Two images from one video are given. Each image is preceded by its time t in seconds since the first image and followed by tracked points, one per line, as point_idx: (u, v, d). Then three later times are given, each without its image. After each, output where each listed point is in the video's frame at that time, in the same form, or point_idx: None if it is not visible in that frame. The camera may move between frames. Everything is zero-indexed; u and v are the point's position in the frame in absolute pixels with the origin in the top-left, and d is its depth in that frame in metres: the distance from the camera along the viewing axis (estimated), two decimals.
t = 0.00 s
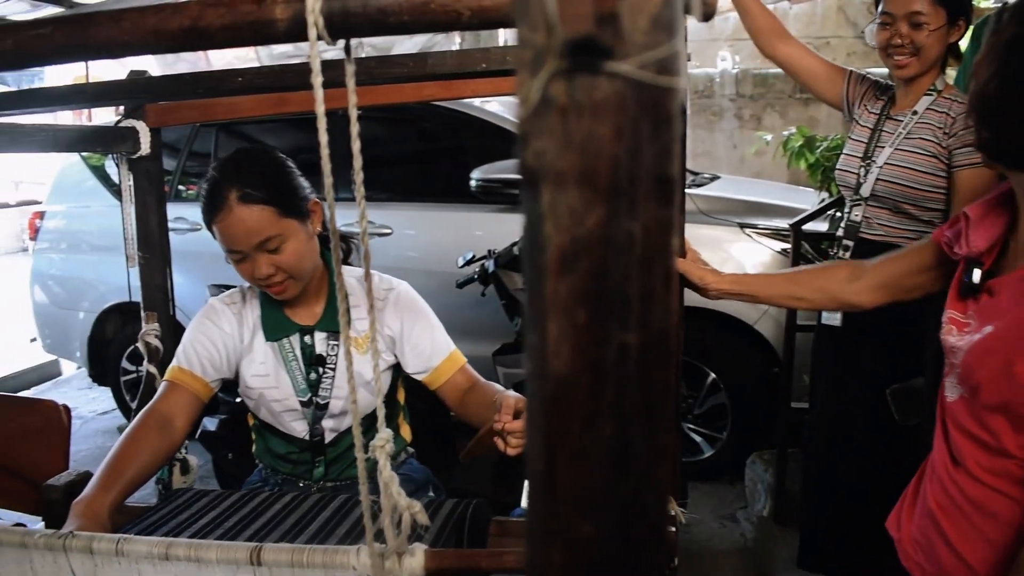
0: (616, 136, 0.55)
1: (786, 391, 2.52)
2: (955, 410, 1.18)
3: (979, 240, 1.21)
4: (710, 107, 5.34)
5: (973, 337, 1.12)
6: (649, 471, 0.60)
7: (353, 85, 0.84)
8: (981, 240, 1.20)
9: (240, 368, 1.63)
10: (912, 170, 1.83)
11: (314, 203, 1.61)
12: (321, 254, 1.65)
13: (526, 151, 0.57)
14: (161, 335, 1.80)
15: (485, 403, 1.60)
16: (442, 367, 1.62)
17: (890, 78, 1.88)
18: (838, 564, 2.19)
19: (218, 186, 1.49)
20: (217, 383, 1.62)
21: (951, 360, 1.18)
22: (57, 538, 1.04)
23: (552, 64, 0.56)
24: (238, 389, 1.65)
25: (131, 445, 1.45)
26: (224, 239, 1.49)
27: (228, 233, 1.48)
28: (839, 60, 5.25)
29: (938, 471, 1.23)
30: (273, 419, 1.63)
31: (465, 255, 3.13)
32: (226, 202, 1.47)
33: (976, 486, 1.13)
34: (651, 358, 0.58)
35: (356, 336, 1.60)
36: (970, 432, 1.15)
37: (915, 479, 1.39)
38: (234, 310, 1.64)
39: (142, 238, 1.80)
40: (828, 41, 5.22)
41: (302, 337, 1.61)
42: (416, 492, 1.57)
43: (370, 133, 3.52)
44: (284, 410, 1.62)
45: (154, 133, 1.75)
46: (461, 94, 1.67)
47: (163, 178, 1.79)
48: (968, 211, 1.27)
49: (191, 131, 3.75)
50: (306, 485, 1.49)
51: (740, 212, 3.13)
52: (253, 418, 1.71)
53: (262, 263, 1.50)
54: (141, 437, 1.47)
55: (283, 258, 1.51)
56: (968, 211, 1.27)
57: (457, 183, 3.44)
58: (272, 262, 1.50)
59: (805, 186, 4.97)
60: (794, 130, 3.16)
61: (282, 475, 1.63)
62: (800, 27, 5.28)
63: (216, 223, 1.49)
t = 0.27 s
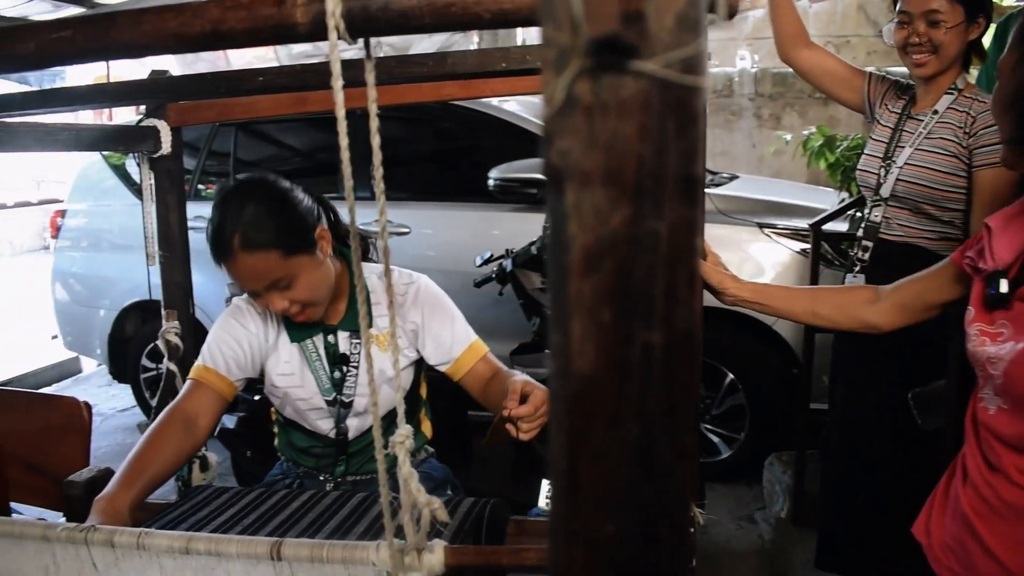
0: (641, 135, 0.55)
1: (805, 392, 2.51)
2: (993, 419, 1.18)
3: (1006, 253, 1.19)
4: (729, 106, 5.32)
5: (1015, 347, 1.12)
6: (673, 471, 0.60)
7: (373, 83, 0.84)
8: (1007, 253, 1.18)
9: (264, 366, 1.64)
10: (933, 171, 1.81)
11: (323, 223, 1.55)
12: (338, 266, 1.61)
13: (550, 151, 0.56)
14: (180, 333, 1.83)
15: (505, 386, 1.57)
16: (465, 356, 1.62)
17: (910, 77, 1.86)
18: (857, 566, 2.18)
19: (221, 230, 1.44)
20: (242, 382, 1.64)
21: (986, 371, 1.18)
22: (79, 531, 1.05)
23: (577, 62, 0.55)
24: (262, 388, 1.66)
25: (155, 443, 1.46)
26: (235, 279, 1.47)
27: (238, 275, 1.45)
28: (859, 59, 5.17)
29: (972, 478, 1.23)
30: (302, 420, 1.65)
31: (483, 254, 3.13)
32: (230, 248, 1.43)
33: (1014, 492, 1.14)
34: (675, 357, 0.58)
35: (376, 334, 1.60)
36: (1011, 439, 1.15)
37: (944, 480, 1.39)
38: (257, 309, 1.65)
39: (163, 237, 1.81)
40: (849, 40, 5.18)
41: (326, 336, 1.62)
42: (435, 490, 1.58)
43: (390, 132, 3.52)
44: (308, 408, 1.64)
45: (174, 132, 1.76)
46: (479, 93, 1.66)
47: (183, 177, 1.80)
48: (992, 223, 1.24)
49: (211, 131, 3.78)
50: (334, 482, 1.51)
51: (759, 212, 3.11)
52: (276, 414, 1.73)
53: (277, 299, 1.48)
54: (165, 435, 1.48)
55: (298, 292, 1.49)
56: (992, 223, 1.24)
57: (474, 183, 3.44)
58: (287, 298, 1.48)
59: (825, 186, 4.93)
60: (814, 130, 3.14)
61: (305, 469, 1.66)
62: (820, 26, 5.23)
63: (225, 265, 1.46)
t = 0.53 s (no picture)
0: (666, 134, 0.55)
1: (823, 393, 2.49)
2: None
3: None
4: (748, 105, 5.28)
5: None
6: (696, 471, 0.60)
7: (394, 84, 0.84)
8: None
9: (281, 366, 1.64)
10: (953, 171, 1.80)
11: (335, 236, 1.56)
12: (357, 270, 1.62)
13: (575, 150, 0.56)
14: (201, 332, 1.84)
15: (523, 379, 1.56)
16: (483, 349, 1.62)
17: (930, 77, 1.84)
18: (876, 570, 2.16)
19: (235, 257, 1.45)
20: (259, 380, 1.65)
21: (1018, 375, 1.17)
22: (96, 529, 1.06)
23: (602, 62, 0.55)
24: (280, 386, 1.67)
25: (175, 437, 1.47)
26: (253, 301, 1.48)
27: (257, 298, 1.47)
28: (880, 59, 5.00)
29: (1000, 481, 1.22)
30: (318, 418, 1.67)
31: (501, 253, 3.14)
32: (246, 274, 1.44)
33: None
34: (699, 357, 0.58)
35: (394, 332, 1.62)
36: None
37: (972, 483, 1.38)
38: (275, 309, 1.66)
39: (183, 235, 1.83)
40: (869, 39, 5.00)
41: (343, 336, 1.62)
42: (452, 489, 1.58)
43: (409, 131, 3.53)
44: (327, 407, 1.65)
45: (193, 131, 1.77)
46: (497, 93, 1.66)
47: (203, 176, 1.82)
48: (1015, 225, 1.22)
49: (230, 130, 3.82)
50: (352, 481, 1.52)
51: (779, 212, 3.09)
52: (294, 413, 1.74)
53: (298, 314, 1.50)
54: (185, 429, 1.49)
55: (318, 305, 1.50)
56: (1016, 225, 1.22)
57: (491, 182, 3.44)
58: (308, 312, 1.50)
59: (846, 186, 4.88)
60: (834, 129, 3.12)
61: (323, 468, 1.67)
62: (841, 25, 5.05)
63: (242, 290, 1.47)
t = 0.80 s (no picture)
0: (696, 134, 0.55)
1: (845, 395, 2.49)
2: None
3: None
4: (771, 104, 5.23)
5: None
6: (723, 469, 0.60)
7: (422, 84, 0.83)
8: None
9: (302, 361, 1.65)
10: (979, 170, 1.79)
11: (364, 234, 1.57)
12: (382, 268, 1.64)
13: (604, 150, 0.56)
14: (225, 330, 1.86)
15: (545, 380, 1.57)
16: (505, 350, 1.63)
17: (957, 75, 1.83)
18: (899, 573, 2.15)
19: (269, 250, 1.45)
20: (280, 377, 1.65)
21: None
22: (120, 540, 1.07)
23: (632, 61, 0.55)
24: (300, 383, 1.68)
25: (197, 435, 1.47)
26: (282, 293, 1.48)
27: (286, 290, 1.46)
28: (904, 58, 4.81)
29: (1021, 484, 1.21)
30: (337, 416, 1.67)
31: (522, 253, 3.14)
32: (279, 267, 1.44)
33: None
34: (728, 355, 0.58)
35: (415, 331, 1.63)
36: None
37: (995, 487, 1.37)
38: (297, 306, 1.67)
39: (207, 233, 1.86)
40: (892, 38, 4.82)
41: (364, 333, 1.63)
42: (472, 488, 1.58)
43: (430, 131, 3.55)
44: (346, 404, 1.66)
45: (217, 130, 1.78)
46: (519, 92, 1.65)
47: (226, 175, 1.84)
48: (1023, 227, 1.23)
49: (252, 130, 3.85)
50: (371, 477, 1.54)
51: (803, 213, 3.08)
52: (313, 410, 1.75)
53: (326, 309, 1.50)
54: (207, 427, 1.49)
55: (347, 301, 1.51)
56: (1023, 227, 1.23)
57: (512, 182, 3.43)
58: (337, 307, 1.51)
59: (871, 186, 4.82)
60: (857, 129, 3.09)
61: (341, 467, 1.67)
62: (863, 24, 4.86)
63: (272, 282, 1.46)
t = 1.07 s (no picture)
0: (735, 133, 0.54)
1: (876, 398, 2.49)
2: None
3: None
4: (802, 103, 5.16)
5: None
6: (759, 469, 0.60)
7: (466, 83, 0.83)
8: None
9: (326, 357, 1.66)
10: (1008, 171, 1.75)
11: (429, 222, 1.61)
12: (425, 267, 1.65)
13: (643, 149, 0.56)
14: (254, 328, 1.90)
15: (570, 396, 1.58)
16: (532, 365, 1.63)
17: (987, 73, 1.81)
18: None
19: (351, 198, 1.48)
20: (304, 373, 1.64)
21: None
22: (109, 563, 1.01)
23: (671, 61, 0.55)
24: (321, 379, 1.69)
25: (223, 431, 1.47)
26: (344, 245, 1.47)
27: (350, 243, 1.46)
28: (936, 56, 4.63)
29: None
30: (358, 414, 1.67)
31: (548, 253, 3.15)
32: (356, 213, 1.46)
33: None
34: (765, 353, 0.58)
35: (443, 336, 1.65)
36: None
37: None
38: (325, 301, 1.67)
39: (237, 233, 1.86)
40: (925, 36, 4.62)
41: (390, 332, 1.64)
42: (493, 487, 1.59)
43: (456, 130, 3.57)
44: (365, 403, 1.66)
45: (248, 129, 1.80)
46: (549, 91, 1.61)
47: (256, 175, 1.86)
48: None
49: (281, 129, 3.93)
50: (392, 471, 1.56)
51: (831, 213, 3.08)
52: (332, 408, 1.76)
53: (376, 274, 1.48)
54: (234, 422, 1.49)
55: (398, 273, 1.49)
56: None
57: (539, 181, 3.47)
58: (387, 275, 1.48)
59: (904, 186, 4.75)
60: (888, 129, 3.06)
61: (361, 469, 1.68)
62: (893, 22, 4.68)
63: (339, 230, 1.47)
